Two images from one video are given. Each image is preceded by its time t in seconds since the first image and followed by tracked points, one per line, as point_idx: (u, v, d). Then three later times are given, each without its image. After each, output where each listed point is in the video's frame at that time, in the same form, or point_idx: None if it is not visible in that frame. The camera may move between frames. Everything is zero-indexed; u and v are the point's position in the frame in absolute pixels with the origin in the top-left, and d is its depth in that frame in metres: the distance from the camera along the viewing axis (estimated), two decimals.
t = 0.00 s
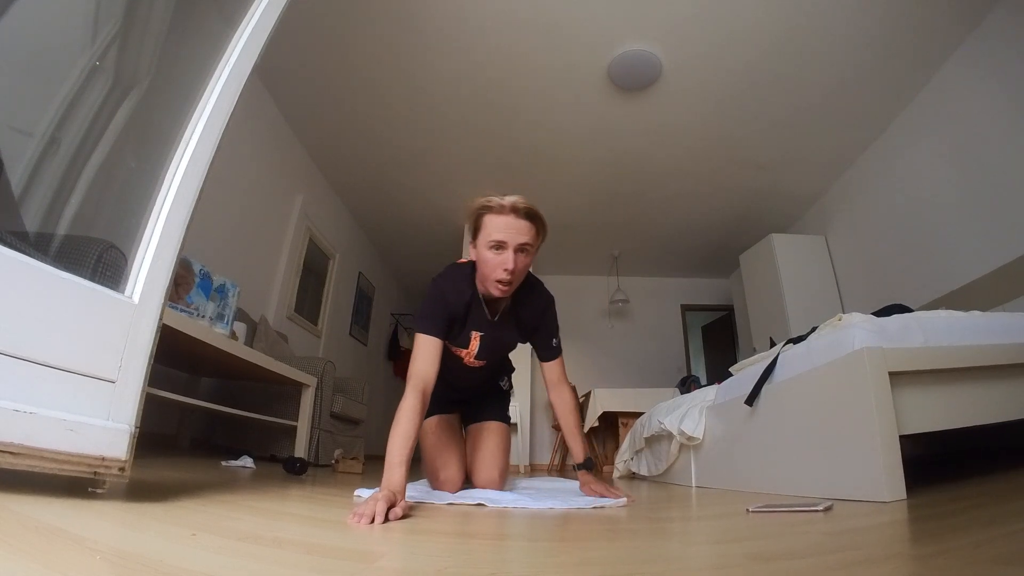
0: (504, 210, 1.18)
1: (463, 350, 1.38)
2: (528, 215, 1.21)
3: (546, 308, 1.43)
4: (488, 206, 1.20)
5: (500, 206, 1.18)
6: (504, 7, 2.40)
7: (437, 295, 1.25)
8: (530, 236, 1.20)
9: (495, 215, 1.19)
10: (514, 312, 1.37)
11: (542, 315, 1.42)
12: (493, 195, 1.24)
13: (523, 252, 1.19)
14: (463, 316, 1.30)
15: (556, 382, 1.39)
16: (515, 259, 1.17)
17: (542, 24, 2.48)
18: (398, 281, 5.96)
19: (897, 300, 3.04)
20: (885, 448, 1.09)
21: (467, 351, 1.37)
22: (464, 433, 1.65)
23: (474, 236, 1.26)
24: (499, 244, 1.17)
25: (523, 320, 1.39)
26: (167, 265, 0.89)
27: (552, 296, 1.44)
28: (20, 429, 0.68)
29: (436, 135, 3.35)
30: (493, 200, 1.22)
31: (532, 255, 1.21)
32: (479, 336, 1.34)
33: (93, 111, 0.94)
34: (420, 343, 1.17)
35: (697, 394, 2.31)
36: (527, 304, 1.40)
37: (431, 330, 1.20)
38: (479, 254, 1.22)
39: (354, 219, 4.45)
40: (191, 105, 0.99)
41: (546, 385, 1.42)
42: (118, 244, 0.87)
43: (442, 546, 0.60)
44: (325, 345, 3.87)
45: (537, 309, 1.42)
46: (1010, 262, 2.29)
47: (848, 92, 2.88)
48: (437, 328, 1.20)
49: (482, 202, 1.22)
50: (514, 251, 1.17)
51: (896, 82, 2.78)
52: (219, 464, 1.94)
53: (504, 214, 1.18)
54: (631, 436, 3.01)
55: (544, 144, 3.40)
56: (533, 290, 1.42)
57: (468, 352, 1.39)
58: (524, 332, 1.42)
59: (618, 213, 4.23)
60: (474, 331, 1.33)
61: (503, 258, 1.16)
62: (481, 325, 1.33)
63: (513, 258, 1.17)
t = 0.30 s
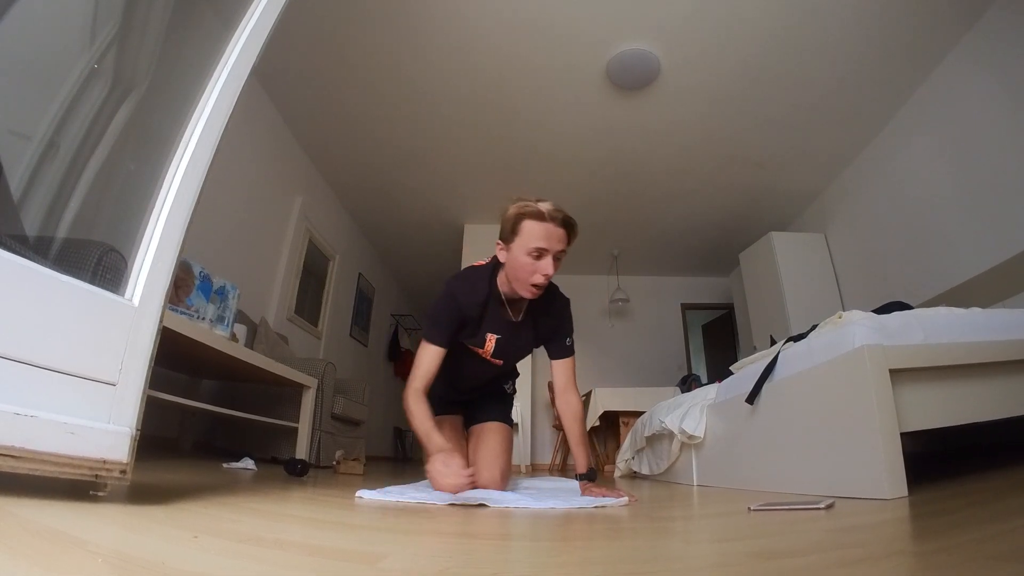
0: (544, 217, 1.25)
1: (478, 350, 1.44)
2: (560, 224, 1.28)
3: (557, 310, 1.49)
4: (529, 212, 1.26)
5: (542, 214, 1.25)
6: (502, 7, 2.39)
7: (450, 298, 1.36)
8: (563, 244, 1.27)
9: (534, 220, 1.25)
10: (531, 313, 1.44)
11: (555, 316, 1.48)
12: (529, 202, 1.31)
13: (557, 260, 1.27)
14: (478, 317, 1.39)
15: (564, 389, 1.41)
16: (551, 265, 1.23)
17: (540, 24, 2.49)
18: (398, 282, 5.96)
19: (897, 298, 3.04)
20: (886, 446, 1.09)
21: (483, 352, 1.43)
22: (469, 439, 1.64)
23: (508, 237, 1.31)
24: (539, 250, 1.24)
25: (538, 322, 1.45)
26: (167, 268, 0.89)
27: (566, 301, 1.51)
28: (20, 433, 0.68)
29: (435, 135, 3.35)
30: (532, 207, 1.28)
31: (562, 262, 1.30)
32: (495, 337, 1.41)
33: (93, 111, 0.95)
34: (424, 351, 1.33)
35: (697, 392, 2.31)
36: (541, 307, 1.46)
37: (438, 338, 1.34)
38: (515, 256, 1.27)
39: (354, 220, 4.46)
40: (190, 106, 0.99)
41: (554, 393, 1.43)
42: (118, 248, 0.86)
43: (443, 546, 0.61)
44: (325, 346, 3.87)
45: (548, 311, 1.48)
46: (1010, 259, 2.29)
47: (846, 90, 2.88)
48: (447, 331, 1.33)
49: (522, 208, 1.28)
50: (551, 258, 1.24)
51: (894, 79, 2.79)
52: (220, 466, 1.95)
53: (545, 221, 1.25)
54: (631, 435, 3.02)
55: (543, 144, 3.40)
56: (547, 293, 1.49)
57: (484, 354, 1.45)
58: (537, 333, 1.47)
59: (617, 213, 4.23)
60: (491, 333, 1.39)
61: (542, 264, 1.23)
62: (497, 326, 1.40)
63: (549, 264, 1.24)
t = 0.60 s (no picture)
0: (555, 226, 1.26)
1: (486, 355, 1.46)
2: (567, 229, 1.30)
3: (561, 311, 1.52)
4: (540, 223, 1.26)
5: (553, 223, 1.26)
6: (501, 7, 2.39)
7: (460, 307, 1.38)
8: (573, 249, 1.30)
9: (547, 231, 1.25)
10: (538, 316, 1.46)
11: (559, 317, 1.50)
12: (536, 211, 1.30)
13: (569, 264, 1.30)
14: (487, 324, 1.40)
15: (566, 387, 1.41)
16: (567, 270, 1.26)
17: (539, 24, 2.49)
18: (398, 282, 5.96)
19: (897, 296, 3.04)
20: (886, 445, 1.09)
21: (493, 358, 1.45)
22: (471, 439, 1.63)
23: (518, 249, 1.30)
24: (554, 260, 1.25)
25: (543, 324, 1.48)
26: (167, 269, 0.89)
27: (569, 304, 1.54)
28: (21, 434, 0.68)
29: (435, 136, 3.35)
30: (540, 217, 1.28)
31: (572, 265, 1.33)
32: (505, 343, 1.42)
33: (93, 113, 0.95)
34: (451, 360, 1.33)
35: (697, 392, 2.31)
36: (546, 309, 1.49)
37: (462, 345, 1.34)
38: (529, 267, 1.27)
39: (354, 220, 4.46)
40: (189, 107, 0.99)
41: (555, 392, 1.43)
42: (118, 249, 0.86)
43: (446, 545, 0.61)
44: (326, 347, 3.87)
45: (553, 312, 1.51)
46: (1010, 257, 2.29)
47: (845, 89, 2.88)
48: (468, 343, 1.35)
49: (533, 219, 1.28)
50: (565, 264, 1.27)
51: (894, 78, 2.78)
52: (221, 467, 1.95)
53: (558, 231, 1.26)
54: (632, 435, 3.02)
55: (543, 143, 3.40)
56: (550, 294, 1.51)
57: (492, 358, 1.48)
58: (542, 334, 1.49)
59: (617, 213, 4.23)
60: (503, 341, 1.42)
61: (560, 272, 1.25)
62: (507, 331, 1.41)
63: (565, 270, 1.27)
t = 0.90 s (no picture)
0: (560, 240, 1.29)
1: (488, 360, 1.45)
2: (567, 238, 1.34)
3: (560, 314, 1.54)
4: (548, 241, 1.28)
5: (559, 239, 1.29)
6: (500, 7, 2.39)
7: (465, 310, 1.37)
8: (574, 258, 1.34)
9: (554, 246, 1.28)
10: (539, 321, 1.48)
11: (559, 320, 1.52)
12: (541, 226, 1.31)
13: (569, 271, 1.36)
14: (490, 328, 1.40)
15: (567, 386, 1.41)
16: (572, 279, 1.33)
17: (539, 25, 2.49)
18: (398, 282, 5.96)
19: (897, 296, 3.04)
20: (886, 444, 1.09)
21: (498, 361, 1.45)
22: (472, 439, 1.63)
23: (525, 265, 1.31)
24: (559, 273, 1.30)
25: (544, 329, 1.49)
26: (167, 269, 0.89)
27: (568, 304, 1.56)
28: (20, 435, 0.68)
29: (434, 136, 3.35)
30: (547, 232, 1.29)
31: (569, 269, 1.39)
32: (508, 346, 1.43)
33: (92, 114, 0.95)
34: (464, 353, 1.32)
35: (697, 392, 2.31)
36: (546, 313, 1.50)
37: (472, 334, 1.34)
38: (537, 281, 1.31)
39: (354, 221, 4.46)
40: (188, 108, 0.99)
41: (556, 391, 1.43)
42: (118, 250, 0.86)
43: (446, 545, 0.61)
44: (326, 347, 3.87)
45: (553, 316, 1.53)
46: (1010, 256, 2.29)
47: (845, 88, 2.88)
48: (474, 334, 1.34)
49: (540, 238, 1.28)
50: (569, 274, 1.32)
51: (893, 77, 2.78)
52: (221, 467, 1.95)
53: (563, 246, 1.29)
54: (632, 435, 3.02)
55: (543, 144, 3.40)
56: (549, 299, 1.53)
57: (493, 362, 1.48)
58: (542, 338, 1.50)
59: (617, 212, 4.23)
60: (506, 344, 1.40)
61: (566, 282, 1.32)
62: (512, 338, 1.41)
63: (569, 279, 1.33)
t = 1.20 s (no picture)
0: (550, 241, 1.29)
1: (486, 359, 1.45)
2: (559, 239, 1.34)
3: (557, 313, 1.54)
4: (540, 241, 1.28)
5: (551, 240, 1.29)
6: (500, 7, 2.40)
7: (462, 311, 1.38)
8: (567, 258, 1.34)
9: (543, 246, 1.28)
10: (535, 321, 1.48)
11: (556, 320, 1.53)
12: (533, 228, 1.32)
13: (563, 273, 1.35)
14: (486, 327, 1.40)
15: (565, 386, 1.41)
16: (564, 279, 1.31)
17: (538, 24, 2.49)
18: (398, 282, 5.96)
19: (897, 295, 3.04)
20: (887, 444, 1.09)
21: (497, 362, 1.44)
22: (472, 439, 1.63)
23: (517, 264, 1.31)
24: (552, 273, 1.29)
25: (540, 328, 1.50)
26: (167, 269, 0.89)
27: (565, 303, 1.56)
28: (20, 435, 0.68)
29: (434, 136, 3.35)
30: (538, 233, 1.30)
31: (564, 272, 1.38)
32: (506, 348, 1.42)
33: (92, 114, 0.95)
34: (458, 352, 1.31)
35: (698, 391, 2.31)
36: (543, 312, 1.51)
37: (466, 334, 1.34)
38: (528, 281, 1.30)
39: (354, 221, 4.46)
40: (187, 107, 0.99)
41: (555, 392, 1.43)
42: (118, 250, 0.86)
43: (446, 546, 0.61)
44: (325, 347, 3.87)
45: (549, 316, 1.53)
46: (1011, 256, 2.29)
47: (845, 88, 2.88)
48: (471, 333, 1.34)
49: (532, 238, 1.29)
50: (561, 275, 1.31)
51: (893, 77, 2.78)
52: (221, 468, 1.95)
53: (554, 246, 1.29)
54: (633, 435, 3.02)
55: (543, 144, 3.41)
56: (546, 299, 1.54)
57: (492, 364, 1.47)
58: (539, 337, 1.50)
59: (616, 212, 4.23)
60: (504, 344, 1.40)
61: (558, 283, 1.31)
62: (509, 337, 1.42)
63: (561, 279, 1.32)
